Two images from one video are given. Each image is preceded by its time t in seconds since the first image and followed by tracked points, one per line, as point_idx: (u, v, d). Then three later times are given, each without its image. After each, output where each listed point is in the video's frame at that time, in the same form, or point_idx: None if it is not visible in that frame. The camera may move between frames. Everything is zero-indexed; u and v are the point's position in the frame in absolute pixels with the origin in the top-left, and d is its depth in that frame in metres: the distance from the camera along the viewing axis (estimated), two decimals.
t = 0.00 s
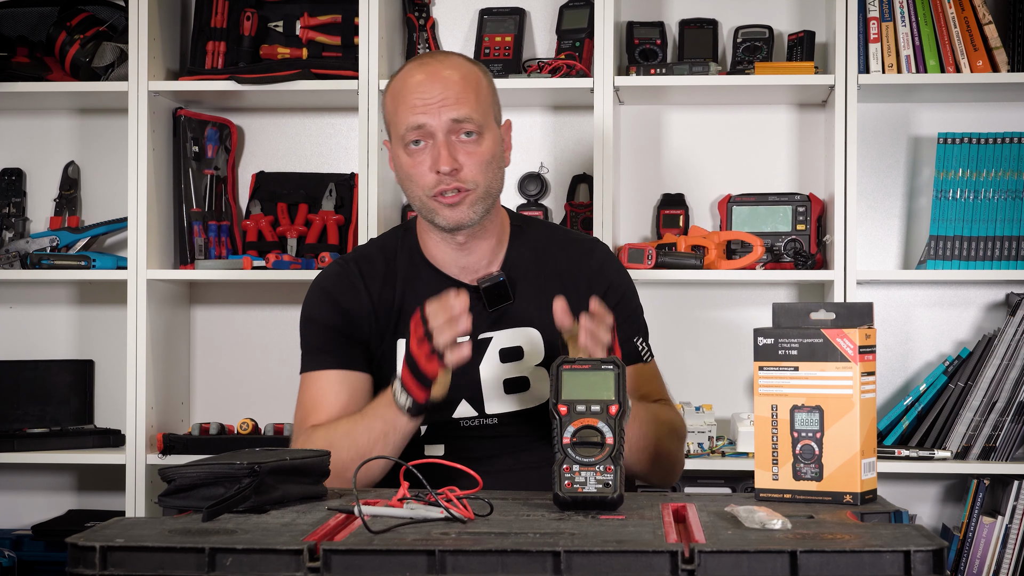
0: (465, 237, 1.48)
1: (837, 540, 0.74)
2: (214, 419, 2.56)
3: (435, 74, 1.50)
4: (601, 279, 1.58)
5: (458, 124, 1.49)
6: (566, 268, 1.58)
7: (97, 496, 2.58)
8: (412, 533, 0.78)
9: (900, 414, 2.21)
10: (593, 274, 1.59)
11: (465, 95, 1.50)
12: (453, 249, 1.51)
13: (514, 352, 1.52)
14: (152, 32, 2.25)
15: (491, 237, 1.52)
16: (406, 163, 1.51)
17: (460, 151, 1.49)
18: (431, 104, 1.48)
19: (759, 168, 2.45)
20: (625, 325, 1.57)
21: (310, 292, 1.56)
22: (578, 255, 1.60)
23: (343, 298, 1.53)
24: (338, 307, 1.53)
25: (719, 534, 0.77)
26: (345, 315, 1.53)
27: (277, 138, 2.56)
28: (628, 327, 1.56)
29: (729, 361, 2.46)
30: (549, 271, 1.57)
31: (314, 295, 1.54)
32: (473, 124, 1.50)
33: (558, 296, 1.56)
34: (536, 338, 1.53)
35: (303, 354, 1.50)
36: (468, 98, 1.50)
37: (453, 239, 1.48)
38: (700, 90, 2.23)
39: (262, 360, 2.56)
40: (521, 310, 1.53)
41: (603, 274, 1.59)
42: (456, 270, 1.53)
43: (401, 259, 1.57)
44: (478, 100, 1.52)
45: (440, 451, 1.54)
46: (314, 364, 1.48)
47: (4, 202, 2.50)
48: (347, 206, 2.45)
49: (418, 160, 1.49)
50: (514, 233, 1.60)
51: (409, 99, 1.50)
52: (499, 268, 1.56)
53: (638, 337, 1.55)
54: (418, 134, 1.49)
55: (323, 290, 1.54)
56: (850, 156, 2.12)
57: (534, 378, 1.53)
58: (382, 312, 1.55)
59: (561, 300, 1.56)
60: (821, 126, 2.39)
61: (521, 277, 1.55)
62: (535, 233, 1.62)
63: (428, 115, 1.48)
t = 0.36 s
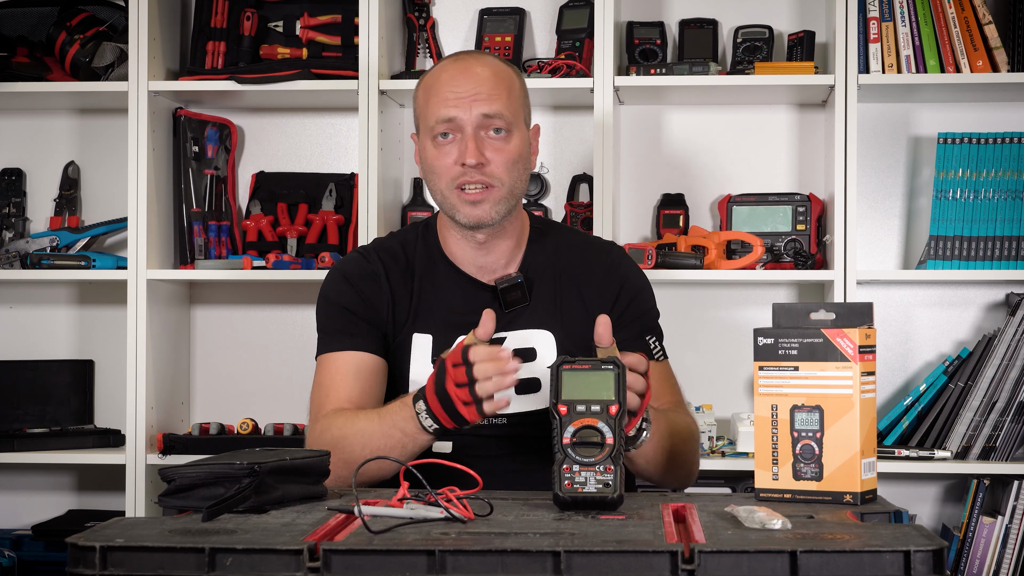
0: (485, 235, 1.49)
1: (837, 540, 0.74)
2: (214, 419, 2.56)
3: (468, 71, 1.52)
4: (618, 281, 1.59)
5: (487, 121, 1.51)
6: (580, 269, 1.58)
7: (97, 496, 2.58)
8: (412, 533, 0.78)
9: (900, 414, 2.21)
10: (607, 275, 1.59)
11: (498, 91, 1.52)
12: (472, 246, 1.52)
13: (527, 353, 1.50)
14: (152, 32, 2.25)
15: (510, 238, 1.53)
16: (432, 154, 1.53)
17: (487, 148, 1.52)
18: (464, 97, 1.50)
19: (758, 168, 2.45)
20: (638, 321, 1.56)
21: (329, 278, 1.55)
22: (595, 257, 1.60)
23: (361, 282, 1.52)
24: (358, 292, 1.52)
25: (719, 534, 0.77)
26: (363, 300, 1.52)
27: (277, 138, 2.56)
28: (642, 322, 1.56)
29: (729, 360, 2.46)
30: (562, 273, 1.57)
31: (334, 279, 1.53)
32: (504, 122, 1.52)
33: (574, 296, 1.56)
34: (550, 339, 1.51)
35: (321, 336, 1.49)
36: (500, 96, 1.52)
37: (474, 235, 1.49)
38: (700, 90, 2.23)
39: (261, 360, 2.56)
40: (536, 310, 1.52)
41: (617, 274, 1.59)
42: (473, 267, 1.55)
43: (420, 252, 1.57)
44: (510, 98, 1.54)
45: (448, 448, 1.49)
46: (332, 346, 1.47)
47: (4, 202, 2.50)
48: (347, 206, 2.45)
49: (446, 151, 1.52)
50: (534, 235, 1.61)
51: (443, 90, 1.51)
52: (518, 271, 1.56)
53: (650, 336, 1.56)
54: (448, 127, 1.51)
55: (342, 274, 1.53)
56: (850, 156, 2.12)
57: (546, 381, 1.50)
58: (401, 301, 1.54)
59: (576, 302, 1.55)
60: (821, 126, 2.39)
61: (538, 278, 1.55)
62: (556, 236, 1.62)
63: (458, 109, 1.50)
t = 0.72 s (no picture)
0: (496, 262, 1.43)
1: (837, 540, 0.74)
2: (214, 420, 2.56)
3: (497, 105, 1.32)
4: (636, 303, 1.55)
5: (515, 172, 1.33)
6: (596, 289, 1.54)
7: (98, 496, 2.58)
8: (412, 533, 0.78)
9: (900, 414, 2.21)
10: (625, 297, 1.55)
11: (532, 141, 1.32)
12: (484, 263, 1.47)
13: (533, 363, 1.48)
14: (152, 32, 2.25)
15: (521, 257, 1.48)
16: (454, 185, 1.38)
17: (511, 195, 1.35)
18: (495, 146, 1.31)
19: (758, 168, 2.45)
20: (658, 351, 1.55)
21: (329, 282, 1.55)
22: (613, 274, 1.57)
23: (357, 294, 1.52)
24: (352, 301, 1.51)
25: (719, 534, 0.77)
26: (355, 313, 1.51)
27: (277, 138, 2.56)
28: (665, 352, 1.55)
29: (729, 360, 2.46)
30: (577, 289, 1.53)
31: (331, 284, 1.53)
32: (535, 174, 1.34)
33: (588, 315, 1.53)
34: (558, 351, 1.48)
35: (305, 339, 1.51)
36: (535, 141, 1.33)
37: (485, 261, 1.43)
38: (700, 90, 2.23)
39: (261, 360, 2.56)
40: (546, 324, 1.49)
41: (634, 297, 1.56)
42: (484, 278, 1.51)
43: (422, 260, 1.54)
44: (543, 145, 1.35)
45: (447, 451, 1.48)
46: (312, 354, 1.49)
47: (4, 202, 2.50)
48: (347, 206, 2.45)
49: (467, 192, 1.36)
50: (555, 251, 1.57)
51: (473, 127, 1.32)
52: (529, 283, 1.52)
53: (677, 361, 1.55)
54: (472, 169, 1.33)
55: (341, 281, 1.53)
56: (850, 156, 2.12)
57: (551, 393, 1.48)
58: (396, 312, 1.52)
59: (589, 320, 1.52)
60: (821, 126, 2.39)
61: (550, 292, 1.52)
62: (580, 252, 1.58)
63: (486, 154, 1.31)
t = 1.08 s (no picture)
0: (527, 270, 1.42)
1: (837, 540, 0.74)
2: (214, 420, 2.56)
3: (546, 114, 1.31)
4: (660, 308, 1.55)
5: (560, 184, 1.31)
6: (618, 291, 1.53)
7: (98, 496, 2.58)
8: (412, 533, 0.78)
9: (900, 414, 2.21)
10: (645, 299, 1.54)
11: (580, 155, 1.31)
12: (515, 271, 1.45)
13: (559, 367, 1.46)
14: (152, 32, 2.25)
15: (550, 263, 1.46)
16: (495, 189, 1.36)
17: (552, 205, 1.34)
18: (543, 156, 1.30)
19: (758, 168, 2.45)
20: (667, 353, 1.57)
21: (362, 285, 1.47)
22: (638, 280, 1.55)
23: (398, 295, 1.45)
24: (395, 303, 1.44)
25: (718, 534, 0.77)
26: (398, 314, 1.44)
27: (277, 138, 2.56)
28: (675, 354, 1.57)
29: (729, 360, 2.46)
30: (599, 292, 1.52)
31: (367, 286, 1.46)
32: (579, 187, 1.33)
33: (610, 317, 1.51)
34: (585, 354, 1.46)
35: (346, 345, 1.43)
36: (582, 153, 1.32)
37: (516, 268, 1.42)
38: (700, 90, 2.23)
39: (261, 360, 2.56)
40: (570, 326, 1.47)
41: (652, 299, 1.55)
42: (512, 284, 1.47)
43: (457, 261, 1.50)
44: (589, 159, 1.34)
45: (467, 451, 1.48)
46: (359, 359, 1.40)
47: (4, 202, 2.50)
48: (347, 206, 2.45)
49: (509, 198, 1.35)
50: (581, 257, 1.54)
51: (521, 135, 1.31)
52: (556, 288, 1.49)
53: (684, 362, 1.59)
54: (516, 176, 1.32)
55: (379, 283, 1.46)
56: (850, 156, 2.12)
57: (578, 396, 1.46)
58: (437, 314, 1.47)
59: (611, 321, 1.51)
60: (821, 126, 2.39)
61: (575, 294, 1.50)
62: (612, 259, 1.57)
63: (532, 164, 1.30)
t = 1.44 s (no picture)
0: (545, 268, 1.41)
1: (837, 540, 0.74)
2: (213, 420, 2.56)
3: (578, 111, 1.32)
4: (674, 309, 1.56)
5: (589, 180, 1.32)
6: (632, 289, 1.53)
7: (98, 496, 2.58)
8: (412, 533, 0.78)
9: (900, 414, 2.21)
10: (658, 300, 1.55)
11: (611, 153, 1.32)
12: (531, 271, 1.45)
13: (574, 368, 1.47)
14: (152, 32, 2.25)
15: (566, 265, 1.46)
16: (522, 183, 1.37)
17: (580, 202, 1.35)
18: (575, 151, 1.31)
19: (758, 169, 2.45)
20: (677, 353, 1.58)
21: (379, 287, 1.44)
22: (653, 281, 1.56)
23: (418, 298, 1.43)
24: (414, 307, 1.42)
25: (718, 534, 0.77)
26: (418, 318, 1.42)
27: (277, 138, 2.56)
28: (686, 354, 1.58)
29: (729, 360, 2.46)
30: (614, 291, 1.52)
31: (384, 289, 1.43)
32: (606, 184, 1.34)
33: (624, 317, 1.51)
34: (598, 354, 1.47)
35: (363, 348, 1.40)
36: (612, 153, 1.34)
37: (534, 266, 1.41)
38: (700, 90, 2.23)
39: (261, 360, 2.56)
40: (584, 325, 1.48)
41: (665, 300, 1.56)
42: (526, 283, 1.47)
43: (474, 263, 1.49)
44: (618, 160, 1.35)
45: (479, 450, 1.48)
46: (379, 363, 1.37)
47: (4, 202, 2.50)
48: (348, 206, 2.45)
49: (536, 191, 1.35)
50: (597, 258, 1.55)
51: (553, 130, 1.32)
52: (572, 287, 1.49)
53: (694, 362, 1.59)
54: (545, 170, 1.33)
55: (398, 286, 1.43)
56: (850, 156, 2.12)
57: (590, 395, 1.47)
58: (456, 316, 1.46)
59: (625, 321, 1.51)
60: (820, 126, 2.40)
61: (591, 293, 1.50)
62: (627, 259, 1.57)
63: (563, 158, 1.31)
